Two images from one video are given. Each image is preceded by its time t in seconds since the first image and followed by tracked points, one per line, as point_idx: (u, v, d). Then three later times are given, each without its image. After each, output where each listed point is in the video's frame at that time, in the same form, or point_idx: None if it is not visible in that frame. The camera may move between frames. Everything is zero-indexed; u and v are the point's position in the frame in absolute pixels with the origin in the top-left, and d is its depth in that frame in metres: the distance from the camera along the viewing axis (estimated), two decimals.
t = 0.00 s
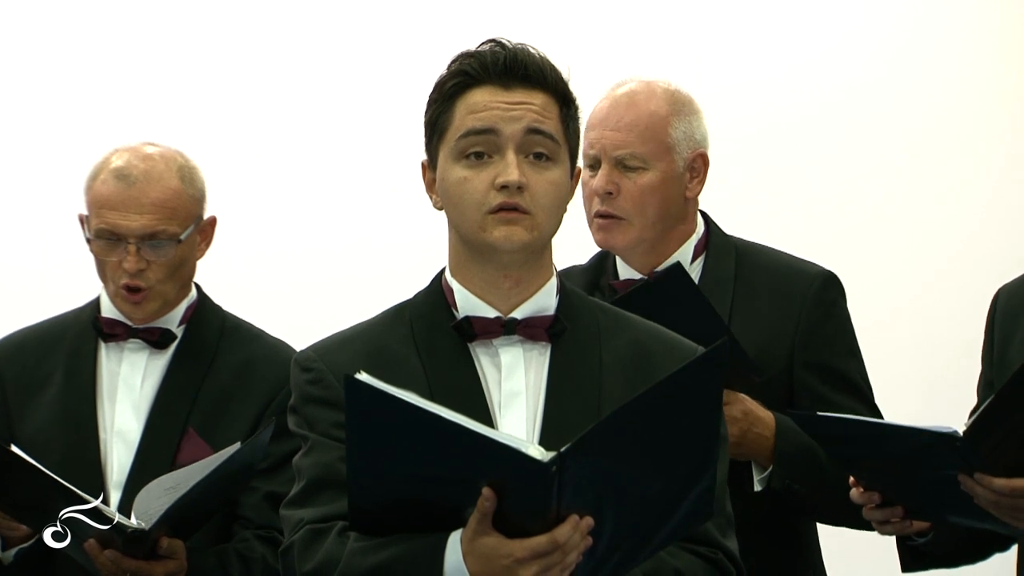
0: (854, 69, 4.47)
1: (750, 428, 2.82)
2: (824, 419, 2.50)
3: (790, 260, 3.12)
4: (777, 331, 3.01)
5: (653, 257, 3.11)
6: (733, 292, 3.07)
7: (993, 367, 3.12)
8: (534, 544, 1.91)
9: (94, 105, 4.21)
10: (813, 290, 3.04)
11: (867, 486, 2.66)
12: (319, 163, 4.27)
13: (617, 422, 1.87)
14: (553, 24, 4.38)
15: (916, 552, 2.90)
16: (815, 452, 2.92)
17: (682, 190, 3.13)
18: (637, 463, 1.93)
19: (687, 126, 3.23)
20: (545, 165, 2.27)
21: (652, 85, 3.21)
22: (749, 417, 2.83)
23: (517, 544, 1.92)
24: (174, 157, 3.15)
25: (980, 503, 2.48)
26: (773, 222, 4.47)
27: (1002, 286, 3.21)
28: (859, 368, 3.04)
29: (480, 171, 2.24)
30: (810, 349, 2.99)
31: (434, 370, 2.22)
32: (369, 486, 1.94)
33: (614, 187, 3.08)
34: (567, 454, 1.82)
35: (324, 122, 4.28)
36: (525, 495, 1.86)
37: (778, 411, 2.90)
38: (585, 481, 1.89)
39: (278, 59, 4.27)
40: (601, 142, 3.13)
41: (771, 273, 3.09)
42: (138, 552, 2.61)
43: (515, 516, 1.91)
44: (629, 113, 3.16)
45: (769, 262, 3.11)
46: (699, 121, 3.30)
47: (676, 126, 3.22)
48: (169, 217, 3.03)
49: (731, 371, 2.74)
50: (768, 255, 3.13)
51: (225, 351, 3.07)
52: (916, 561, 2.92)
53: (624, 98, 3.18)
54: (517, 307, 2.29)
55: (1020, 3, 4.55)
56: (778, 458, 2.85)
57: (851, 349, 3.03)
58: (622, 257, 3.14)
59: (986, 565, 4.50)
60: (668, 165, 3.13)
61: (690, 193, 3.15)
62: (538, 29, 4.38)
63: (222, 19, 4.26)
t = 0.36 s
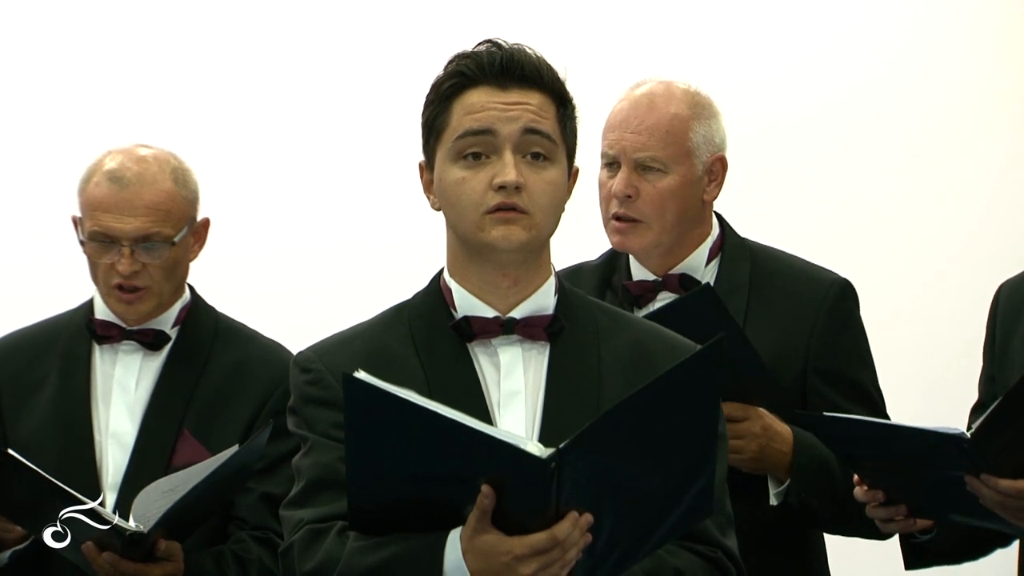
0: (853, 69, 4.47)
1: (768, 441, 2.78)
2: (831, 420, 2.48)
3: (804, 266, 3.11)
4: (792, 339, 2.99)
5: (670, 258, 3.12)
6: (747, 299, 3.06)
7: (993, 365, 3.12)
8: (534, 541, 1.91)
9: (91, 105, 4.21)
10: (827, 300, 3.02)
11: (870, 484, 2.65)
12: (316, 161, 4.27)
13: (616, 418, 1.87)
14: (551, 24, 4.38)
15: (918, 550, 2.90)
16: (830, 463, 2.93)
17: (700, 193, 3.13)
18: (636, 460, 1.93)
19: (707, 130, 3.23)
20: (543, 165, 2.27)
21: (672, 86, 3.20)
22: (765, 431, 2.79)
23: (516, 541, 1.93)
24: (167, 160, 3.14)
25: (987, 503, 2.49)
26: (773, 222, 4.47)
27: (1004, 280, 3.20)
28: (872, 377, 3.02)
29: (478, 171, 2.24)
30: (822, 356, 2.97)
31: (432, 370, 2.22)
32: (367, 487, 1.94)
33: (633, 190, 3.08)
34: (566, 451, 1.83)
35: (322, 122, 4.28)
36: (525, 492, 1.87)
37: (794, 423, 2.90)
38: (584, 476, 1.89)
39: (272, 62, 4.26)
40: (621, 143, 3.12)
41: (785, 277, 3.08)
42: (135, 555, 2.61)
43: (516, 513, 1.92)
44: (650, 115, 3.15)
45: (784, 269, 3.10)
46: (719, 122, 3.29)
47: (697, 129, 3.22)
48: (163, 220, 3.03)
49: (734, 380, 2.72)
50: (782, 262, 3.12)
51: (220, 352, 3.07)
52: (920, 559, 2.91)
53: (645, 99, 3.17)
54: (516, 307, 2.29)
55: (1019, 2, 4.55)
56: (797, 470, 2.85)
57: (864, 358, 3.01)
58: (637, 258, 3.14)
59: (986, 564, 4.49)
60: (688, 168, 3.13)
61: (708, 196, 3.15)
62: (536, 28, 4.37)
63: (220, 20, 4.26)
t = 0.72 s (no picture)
0: (852, 69, 4.47)
1: (780, 448, 2.77)
2: (845, 419, 2.50)
3: (812, 268, 3.11)
4: (803, 341, 2.99)
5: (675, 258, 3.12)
6: (757, 299, 3.05)
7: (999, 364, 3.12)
8: (533, 542, 1.91)
9: (92, 106, 4.21)
10: (837, 302, 3.02)
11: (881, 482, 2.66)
12: (317, 162, 4.28)
13: (615, 418, 1.87)
14: (551, 25, 4.38)
15: (925, 549, 2.88)
16: (840, 467, 2.93)
17: (710, 193, 3.13)
18: (635, 460, 1.93)
19: (716, 131, 3.22)
20: (543, 165, 2.27)
21: (681, 88, 3.20)
22: (778, 437, 2.78)
23: (515, 541, 1.93)
24: (165, 160, 3.14)
25: (998, 506, 2.49)
26: (773, 222, 4.47)
27: (1011, 278, 3.20)
28: (881, 381, 3.02)
29: (478, 171, 2.24)
30: (831, 359, 2.97)
31: (433, 371, 2.22)
32: (367, 488, 1.94)
33: (643, 192, 3.08)
34: (564, 451, 1.83)
35: (322, 122, 4.29)
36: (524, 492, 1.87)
37: (805, 430, 2.92)
38: (584, 476, 1.89)
39: (273, 63, 4.27)
40: (630, 145, 3.11)
41: (794, 278, 3.08)
42: (141, 555, 2.61)
43: (515, 514, 1.91)
44: (658, 117, 3.15)
45: (793, 270, 3.09)
46: (728, 123, 3.28)
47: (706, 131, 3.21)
48: (160, 218, 3.03)
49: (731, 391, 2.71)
50: (791, 263, 3.11)
51: (218, 353, 3.07)
52: (925, 558, 2.89)
53: (653, 101, 3.17)
54: (517, 307, 2.29)
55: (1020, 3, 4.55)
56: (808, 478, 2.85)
57: (873, 360, 3.02)
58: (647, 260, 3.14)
59: (989, 564, 4.48)
60: (697, 170, 3.13)
61: (716, 198, 3.15)
62: (535, 29, 4.37)
63: (220, 22, 4.26)
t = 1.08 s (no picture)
0: (853, 69, 4.47)
1: (776, 430, 2.77)
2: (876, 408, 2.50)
3: (813, 263, 3.11)
4: (802, 334, 2.99)
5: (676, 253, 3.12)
6: (757, 293, 3.07)
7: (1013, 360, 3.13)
8: (534, 542, 1.92)
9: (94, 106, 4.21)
10: (835, 296, 3.02)
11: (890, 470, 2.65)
12: (321, 161, 4.29)
13: (617, 417, 1.88)
14: (554, 25, 4.38)
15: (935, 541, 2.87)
16: (838, 452, 2.90)
17: (708, 186, 3.13)
18: (637, 460, 1.94)
19: (714, 125, 3.22)
20: (547, 164, 2.28)
21: (679, 83, 3.21)
22: (775, 420, 2.78)
23: (517, 541, 1.94)
24: (171, 155, 3.15)
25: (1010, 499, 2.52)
26: (773, 222, 4.45)
27: None
28: (881, 374, 3.02)
29: (483, 170, 2.25)
30: (832, 351, 2.97)
31: (438, 371, 2.23)
32: (371, 487, 1.95)
33: (640, 183, 3.09)
34: (565, 449, 1.84)
35: (325, 122, 4.30)
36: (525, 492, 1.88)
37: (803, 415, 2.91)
38: (586, 475, 1.90)
39: (275, 63, 4.28)
40: (627, 139, 3.13)
41: (795, 274, 3.08)
42: (152, 550, 2.61)
43: (517, 513, 1.92)
44: (656, 111, 3.16)
45: (794, 265, 3.10)
46: (727, 119, 3.29)
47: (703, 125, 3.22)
48: (165, 212, 3.04)
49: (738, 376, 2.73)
50: (793, 259, 3.12)
51: (219, 354, 3.09)
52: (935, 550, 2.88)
53: (652, 96, 3.18)
54: (522, 306, 2.30)
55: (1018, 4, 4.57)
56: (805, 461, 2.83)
57: (874, 354, 3.02)
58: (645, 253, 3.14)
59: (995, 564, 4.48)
60: (695, 162, 3.13)
61: (715, 190, 3.15)
62: (538, 29, 4.37)
63: (222, 21, 4.27)
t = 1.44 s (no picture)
0: (854, 69, 4.49)
1: (770, 421, 2.81)
2: (876, 403, 2.51)
3: (808, 260, 3.13)
4: (800, 329, 3.01)
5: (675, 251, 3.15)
6: (753, 288, 3.08)
7: None
8: (535, 540, 1.94)
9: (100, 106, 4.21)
10: (831, 289, 3.04)
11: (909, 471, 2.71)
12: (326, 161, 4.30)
13: (618, 416, 1.90)
14: (557, 25, 4.39)
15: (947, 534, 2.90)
16: (834, 442, 2.91)
17: (701, 183, 3.15)
18: (637, 458, 1.96)
19: (707, 122, 3.24)
20: (551, 165, 2.29)
21: (672, 81, 3.23)
22: (768, 412, 2.82)
23: (518, 539, 1.96)
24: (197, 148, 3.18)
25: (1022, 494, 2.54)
26: (773, 222, 4.46)
27: None
28: (879, 368, 3.04)
29: (487, 171, 2.27)
30: (828, 345, 2.99)
31: (443, 370, 2.25)
32: (377, 485, 1.97)
33: (633, 180, 3.11)
34: (566, 448, 1.85)
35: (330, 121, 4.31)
36: (526, 490, 1.89)
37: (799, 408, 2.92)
38: (588, 474, 1.92)
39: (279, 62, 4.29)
40: (620, 136, 3.15)
41: (795, 272, 3.09)
42: (165, 542, 2.64)
43: (518, 511, 1.94)
44: (649, 108, 3.18)
45: (792, 261, 3.12)
46: (720, 116, 3.30)
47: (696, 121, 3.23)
48: (188, 203, 3.06)
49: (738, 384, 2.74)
50: (791, 255, 3.14)
51: (246, 351, 3.08)
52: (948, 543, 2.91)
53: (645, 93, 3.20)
54: (526, 305, 2.32)
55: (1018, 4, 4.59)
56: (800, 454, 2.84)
57: (871, 347, 3.03)
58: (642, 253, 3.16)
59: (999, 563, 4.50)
60: (687, 158, 3.16)
61: (709, 187, 3.16)
62: (541, 29, 4.39)
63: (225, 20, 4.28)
